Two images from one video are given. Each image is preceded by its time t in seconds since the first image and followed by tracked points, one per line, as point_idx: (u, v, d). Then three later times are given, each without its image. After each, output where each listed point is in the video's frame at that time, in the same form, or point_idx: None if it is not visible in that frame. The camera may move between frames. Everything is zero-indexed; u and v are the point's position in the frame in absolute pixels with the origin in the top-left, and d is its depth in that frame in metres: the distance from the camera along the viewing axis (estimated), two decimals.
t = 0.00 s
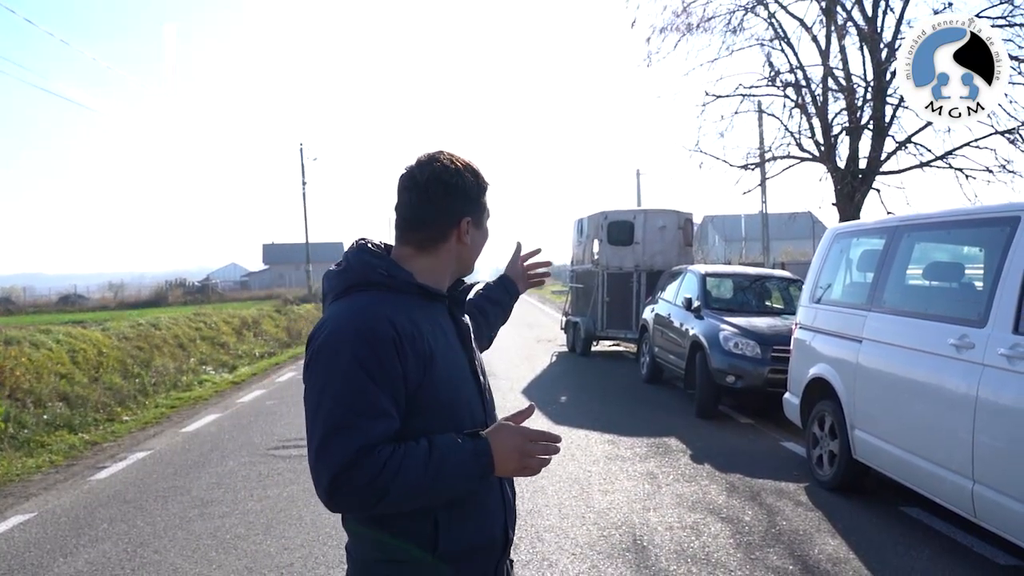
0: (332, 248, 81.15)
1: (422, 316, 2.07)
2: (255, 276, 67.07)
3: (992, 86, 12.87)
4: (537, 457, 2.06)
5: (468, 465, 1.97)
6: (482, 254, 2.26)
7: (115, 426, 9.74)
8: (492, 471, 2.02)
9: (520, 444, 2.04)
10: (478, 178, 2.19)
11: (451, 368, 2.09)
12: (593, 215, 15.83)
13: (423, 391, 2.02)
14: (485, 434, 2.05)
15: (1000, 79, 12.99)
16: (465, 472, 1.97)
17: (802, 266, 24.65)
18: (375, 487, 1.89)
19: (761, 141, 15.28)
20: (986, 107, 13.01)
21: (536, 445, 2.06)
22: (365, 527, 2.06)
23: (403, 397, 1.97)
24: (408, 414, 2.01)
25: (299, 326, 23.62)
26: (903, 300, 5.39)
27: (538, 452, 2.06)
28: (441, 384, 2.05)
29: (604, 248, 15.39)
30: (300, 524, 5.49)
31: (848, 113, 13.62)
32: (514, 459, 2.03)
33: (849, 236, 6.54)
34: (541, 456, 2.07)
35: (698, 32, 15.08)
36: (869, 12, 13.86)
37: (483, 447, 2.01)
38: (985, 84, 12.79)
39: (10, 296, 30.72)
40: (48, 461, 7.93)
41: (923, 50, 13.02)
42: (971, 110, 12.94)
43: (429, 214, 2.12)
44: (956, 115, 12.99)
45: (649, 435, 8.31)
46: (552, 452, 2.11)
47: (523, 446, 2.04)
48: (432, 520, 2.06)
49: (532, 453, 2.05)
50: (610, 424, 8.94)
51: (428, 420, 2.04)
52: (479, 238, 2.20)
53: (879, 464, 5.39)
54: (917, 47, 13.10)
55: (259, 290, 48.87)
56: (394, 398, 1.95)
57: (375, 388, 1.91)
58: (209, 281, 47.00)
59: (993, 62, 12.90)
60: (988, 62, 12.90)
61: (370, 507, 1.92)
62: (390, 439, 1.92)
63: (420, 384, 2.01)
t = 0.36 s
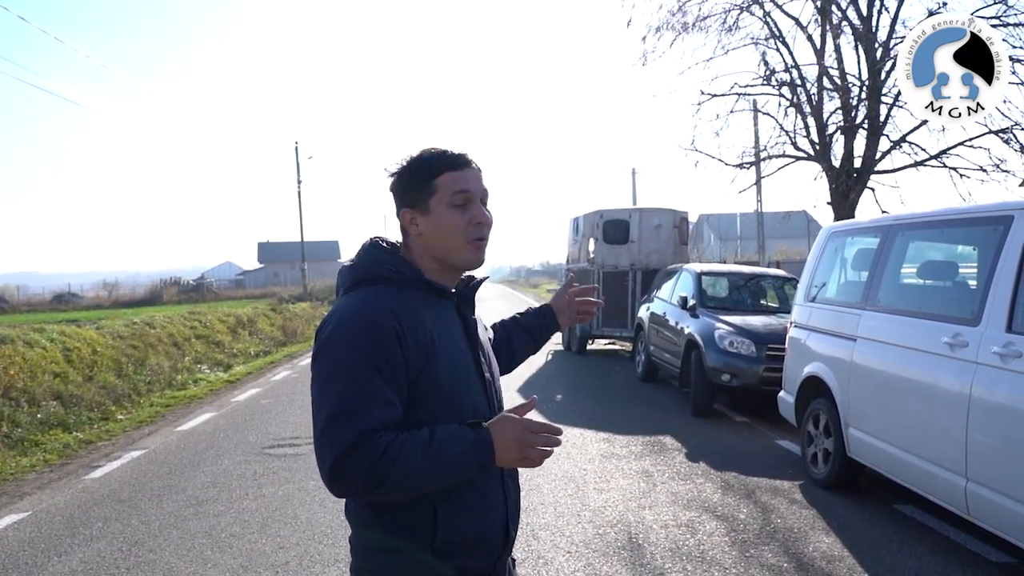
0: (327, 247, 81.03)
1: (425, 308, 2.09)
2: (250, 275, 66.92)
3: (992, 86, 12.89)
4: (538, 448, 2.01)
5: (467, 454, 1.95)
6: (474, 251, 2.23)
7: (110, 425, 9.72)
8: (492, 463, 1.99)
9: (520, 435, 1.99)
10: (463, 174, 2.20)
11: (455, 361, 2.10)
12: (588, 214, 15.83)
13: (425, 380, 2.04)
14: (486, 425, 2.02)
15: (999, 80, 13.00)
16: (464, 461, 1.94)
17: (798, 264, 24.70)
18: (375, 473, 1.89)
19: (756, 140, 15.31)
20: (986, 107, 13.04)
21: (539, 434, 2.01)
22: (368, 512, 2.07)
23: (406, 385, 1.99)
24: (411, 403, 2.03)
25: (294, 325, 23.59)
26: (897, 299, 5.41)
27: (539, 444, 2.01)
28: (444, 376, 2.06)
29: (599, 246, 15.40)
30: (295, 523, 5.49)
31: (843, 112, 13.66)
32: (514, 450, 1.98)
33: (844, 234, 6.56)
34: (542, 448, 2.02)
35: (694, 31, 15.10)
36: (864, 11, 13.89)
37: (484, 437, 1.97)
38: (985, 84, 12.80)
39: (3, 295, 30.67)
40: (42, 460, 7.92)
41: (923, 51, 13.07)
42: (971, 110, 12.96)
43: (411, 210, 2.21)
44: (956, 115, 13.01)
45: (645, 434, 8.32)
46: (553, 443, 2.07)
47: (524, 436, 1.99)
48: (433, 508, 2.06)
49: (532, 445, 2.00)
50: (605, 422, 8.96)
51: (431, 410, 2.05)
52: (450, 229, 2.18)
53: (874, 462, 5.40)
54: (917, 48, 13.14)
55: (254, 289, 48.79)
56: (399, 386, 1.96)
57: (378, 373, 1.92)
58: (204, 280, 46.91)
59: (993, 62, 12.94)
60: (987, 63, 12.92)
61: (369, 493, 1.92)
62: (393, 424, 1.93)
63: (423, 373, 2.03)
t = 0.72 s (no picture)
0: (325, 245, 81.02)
1: (402, 300, 2.11)
2: (248, 273, 66.88)
3: (992, 86, 12.88)
4: (477, 462, 1.81)
5: (396, 450, 1.85)
6: (443, 243, 2.20)
7: (108, 424, 9.72)
8: (429, 468, 1.86)
9: (457, 442, 1.82)
10: (431, 168, 2.25)
11: (428, 354, 2.07)
12: (587, 212, 15.83)
13: (391, 370, 2.04)
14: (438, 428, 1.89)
15: (999, 80, 13.00)
16: (395, 456, 1.85)
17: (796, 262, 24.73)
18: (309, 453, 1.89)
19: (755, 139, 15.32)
20: (986, 107, 13.04)
21: (477, 446, 1.82)
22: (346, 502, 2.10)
23: (365, 372, 2.01)
24: (374, 392, 2.04)
25: (293, 323, 23.59)
26: (896, 298, 5.41)
27: (476, 457, 1.81)
28: (409, 368, 2.05)
29: (598, 245, 15.40)
30: (294, 521, 5.49)
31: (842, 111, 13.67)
32: (450, 457, 1.83)
33: (842, 232, 6.56)
34: (478, 463, 1.81)
35: (692, 29, 15.09)
36: (863, 10, 13.89)
37: (422, 439, 1.86)
38: (985, 84, 12.79)
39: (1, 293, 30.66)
40: (40, 458, 7.91)
41: (923, 51, 13.09)
42: (971, 110, 12.96)
43: (396, 211, 2.33)
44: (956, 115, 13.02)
45: (643, 432, 8.32)
46: (499, 460, 1.84)
47: (459, 445, 1.82)
48: (394, 501, 2.04)
49: (468, 457, 1.81)
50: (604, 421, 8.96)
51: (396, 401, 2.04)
52: (417, 221, 2.22)
53: (874, 461, 5.39)
54: (917, 48, 13.18)
55: (252, 287, 48.77)
56: (354, 372, 1.99)
57: (332, 356, 1.97)
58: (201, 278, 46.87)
59: (993, 62, 12.91)
60: (987, 62, 12.92)
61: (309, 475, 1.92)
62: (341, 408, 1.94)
63: (385, 364, 2.03)
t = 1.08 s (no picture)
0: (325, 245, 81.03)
1: (375, 303, 2.11)
2: (249, 273, 66.89)
3: (992, 86, 12.87)
4: (404, 473, 1.81)
5: (333, 454, 1.88)
6: (427, 241, 2.20)
7: (109, 423, 9.72)
8: (368, 478, 1.88)
9: (387, 450, 1.83)
10: (412, 164, 2.25)
11: (396, 358, 2.05)
12: (587, 212, 15.83)
13: (359, 374, 2.05)
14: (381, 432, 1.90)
15: (999, 80, 12.99)
16: (332, 460, 1.88)
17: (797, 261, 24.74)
18: (267, 453, 1.96)
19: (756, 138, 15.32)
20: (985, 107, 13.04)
21: (405, 457, 1.81)
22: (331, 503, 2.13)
23: (330, 376, 2.04)
24: (344, 395, 2.07)
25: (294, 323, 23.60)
26: (897, 298, 5.40)
27: (404, 468, 1.81)
28: (374, 371, 2.05)
29: (599, 244, 15.38)
30: (295, 520, 5.49)
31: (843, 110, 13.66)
32: (379, 464, 1.84)
33: (844, 232, 6.55)
34: (403, 475, 1.81)
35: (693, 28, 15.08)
36: (864, 9, 13.89)
37: (358, 446, 1.88)
38: (985, 84, 12.78)
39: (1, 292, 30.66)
40: (41, 458, 7.90)
41: (923, 51, 13.09)
42: (971, 110, 12.96)
43: (384, 209, 2.34)
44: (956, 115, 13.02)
45: (644, 432, 8.31)
46: (430, 473, 1.82)
47: (388, 453, 1.82)
48: (365, 505, 2.03)
49: (394, 468, 1.82)
50: (604, 420, 8.96)
51: (364, 404, 2.05)
52: (400, 220, 2.23)
53: (874, 460, 5.38)
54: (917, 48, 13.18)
55: (252, 286, 48.78)
56: (316, 375, 2.03)
57: (296, 361, 2.03)
58: (201, 277, 46.87)
59: (993, 62, 12.91)
60: (987, 62, 12.91)
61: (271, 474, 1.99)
62: (300, 412, 2.00)
63: (354, 367, 2.05)
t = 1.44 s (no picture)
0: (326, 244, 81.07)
1: (339, 309, 2.12)
2: (250, 272, 66.89)
3: (992, 86, 12.85)
4: (351, 464, 1.82)
5: (285, 461, 1.91)
6: (393, 240, 2.20)
7: (110, 422, 9.73)
8: (320, 475, 1.90)
9: (333, 442, 1.83)
10: (376, 160, 2.24)
11: (360, 363, 2.06)
12: (588, 211, 15.83)
13: (322, 380, 2.08)
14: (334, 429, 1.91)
15: (999, 80, 12.97)
16: (285, 468, 1.91)
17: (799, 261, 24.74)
18: (232, 463, 2.01)
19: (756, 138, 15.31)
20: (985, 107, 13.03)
21: (350, 446, 1.82)
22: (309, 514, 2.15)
23: (292, 384, 2.07)
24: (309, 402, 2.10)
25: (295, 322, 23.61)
26: (898, 297, 5.40)
27: (350, 459, 1.81)
28: (336, 377, 2.06)
29: (600, 243, 15.37)
30: (295, 520, 5.49)
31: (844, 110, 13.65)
32: (329, 458, 1.84)
33: (845, 231, 6.55)
34: (352, 465, 1.82)
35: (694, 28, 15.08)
36: (865, 8, 13.89)
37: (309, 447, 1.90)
38: (985, 84, 12.76)
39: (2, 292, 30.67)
40: (42, 457, 7.90)
41: (923, 51, 13.09)
42: (971, 110, 12.95)
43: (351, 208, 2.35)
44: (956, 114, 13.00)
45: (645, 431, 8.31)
46: (378, 462, 1.82)
47: (335, 445, 1.83)
48: (338, 514, 2.04)
49: (341, 459, 1.82)
50: (605, 420, 8.96)
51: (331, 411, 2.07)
52: (364, 220, 2.23)
53: (875, 460, 5.38)
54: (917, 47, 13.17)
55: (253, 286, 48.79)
56: (277, 383, 2.06)
57: (259, 370, 2.07)
58: (202, 277, 46.89)
59: (993, 62, 12.90)
60: (987, 62, 12.90)
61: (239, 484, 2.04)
62: (262, 421, 2.04)
63: (317, 373, 2.07)
